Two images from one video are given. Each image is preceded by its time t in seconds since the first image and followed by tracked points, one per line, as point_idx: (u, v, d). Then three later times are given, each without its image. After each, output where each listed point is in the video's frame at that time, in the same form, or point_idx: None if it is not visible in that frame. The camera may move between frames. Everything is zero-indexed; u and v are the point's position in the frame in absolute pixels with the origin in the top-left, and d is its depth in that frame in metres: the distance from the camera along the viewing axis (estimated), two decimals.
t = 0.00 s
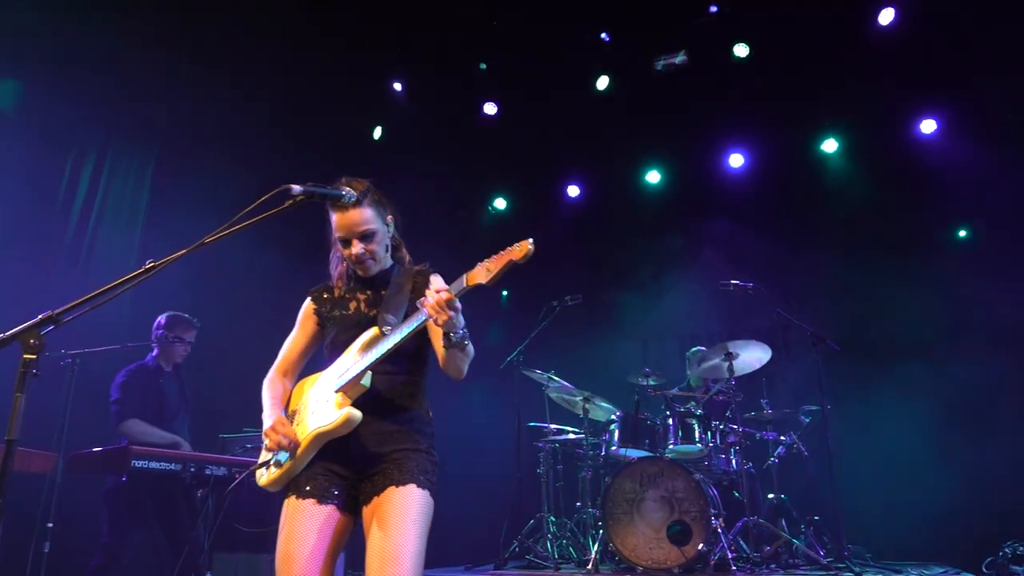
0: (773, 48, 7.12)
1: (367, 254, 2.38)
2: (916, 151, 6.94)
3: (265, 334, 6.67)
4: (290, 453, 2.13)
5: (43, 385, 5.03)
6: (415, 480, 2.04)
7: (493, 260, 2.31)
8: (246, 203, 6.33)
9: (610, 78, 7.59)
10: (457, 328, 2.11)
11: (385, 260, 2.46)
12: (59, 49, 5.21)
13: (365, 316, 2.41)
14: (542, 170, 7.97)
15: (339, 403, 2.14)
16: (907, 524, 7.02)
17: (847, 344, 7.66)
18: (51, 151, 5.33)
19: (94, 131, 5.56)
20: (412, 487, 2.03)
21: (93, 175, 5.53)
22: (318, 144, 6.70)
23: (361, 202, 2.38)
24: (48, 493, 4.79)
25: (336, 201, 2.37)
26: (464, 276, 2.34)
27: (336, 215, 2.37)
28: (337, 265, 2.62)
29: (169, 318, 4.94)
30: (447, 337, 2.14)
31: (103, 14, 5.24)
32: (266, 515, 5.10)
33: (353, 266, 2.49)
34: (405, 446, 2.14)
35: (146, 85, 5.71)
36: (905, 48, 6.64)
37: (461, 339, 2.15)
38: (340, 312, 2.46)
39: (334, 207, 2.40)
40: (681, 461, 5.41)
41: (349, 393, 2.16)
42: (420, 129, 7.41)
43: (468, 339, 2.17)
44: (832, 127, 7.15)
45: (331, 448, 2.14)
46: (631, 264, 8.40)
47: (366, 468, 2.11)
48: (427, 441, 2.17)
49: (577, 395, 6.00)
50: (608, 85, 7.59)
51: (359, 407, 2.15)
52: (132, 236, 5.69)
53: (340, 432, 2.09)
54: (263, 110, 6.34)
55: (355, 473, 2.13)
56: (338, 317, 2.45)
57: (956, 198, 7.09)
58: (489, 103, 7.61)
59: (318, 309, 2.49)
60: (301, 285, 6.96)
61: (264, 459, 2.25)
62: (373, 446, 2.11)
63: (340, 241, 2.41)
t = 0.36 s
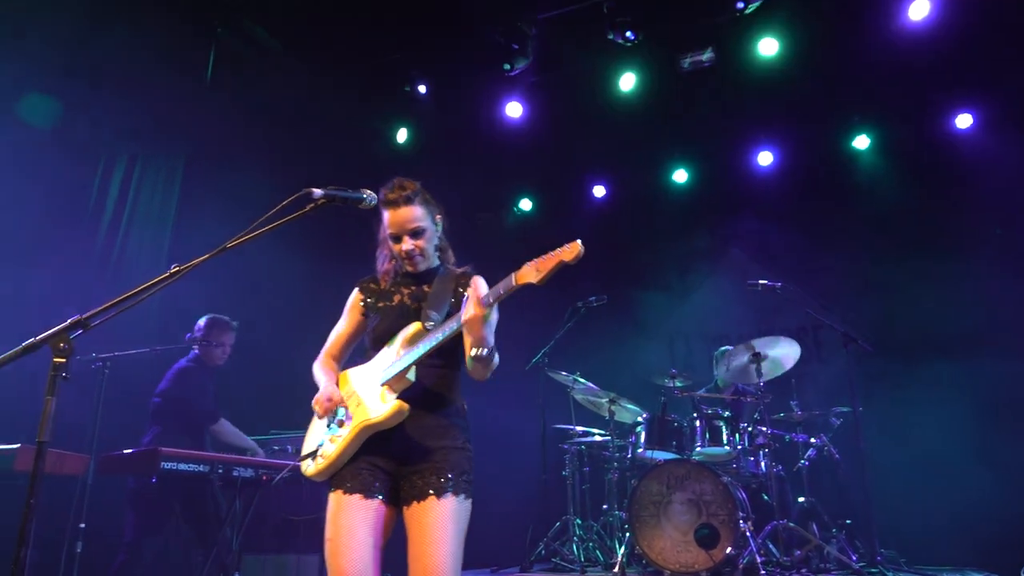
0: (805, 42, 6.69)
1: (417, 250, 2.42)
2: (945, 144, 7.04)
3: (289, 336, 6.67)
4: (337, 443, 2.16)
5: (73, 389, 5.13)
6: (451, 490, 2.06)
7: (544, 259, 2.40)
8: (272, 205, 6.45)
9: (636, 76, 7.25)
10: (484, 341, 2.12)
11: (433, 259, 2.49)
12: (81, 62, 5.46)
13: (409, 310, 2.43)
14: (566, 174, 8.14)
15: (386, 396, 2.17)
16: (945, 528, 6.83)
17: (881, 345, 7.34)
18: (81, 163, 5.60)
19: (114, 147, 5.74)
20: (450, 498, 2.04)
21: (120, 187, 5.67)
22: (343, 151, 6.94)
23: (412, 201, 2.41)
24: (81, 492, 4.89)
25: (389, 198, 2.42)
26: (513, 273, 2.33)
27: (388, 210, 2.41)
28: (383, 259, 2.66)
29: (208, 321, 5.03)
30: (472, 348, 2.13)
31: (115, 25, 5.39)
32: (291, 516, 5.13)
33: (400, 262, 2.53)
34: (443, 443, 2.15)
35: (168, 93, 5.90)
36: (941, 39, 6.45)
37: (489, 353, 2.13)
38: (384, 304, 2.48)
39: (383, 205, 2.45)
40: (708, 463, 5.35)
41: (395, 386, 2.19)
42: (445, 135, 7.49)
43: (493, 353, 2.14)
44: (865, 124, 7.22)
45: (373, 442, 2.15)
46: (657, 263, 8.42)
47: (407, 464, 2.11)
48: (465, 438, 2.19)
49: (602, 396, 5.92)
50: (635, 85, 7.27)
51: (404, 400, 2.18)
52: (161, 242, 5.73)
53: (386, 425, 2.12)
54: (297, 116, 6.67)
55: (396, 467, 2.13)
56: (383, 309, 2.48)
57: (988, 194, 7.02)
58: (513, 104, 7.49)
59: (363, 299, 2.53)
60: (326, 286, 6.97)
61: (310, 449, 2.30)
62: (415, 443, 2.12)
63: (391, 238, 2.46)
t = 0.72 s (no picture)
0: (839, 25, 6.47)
1: (477, 263, 2.34)
2: (990, 136, 6.41)
3: (308, 341, 6.58)
4: (386, 451, 2.10)
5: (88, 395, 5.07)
6: (498, 494, 2.00)
7: (589, 281, 2.33)
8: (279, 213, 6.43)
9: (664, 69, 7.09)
10: (484, 389, 2.00)
11: (491, 274, 2.41)
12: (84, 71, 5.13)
13: (460, 322, 2.34)
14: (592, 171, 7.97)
15: (434, 407, 2.09)
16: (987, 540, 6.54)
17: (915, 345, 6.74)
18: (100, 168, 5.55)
19: (134, 151, 5.70)
20: (496, 502, 1.99)
21: (138, 196, 5.72)
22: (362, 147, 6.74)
23: (480, 215, 2.33)
24: (99, 497, 4.85)
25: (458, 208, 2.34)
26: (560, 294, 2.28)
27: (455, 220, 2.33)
28: (442, 269, 2.58)
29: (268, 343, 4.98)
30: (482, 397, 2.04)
31: (117, 25, 4.94)
32: (307, 525, 5.01)
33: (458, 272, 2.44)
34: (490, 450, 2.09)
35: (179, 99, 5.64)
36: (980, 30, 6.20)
37: (495, 398, 2.04)
38: (436, 314, 2.38)
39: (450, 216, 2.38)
40: (737, 469, 5.17)
41: (443, 397, 2.11)
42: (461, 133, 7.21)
43: (506, 394, 2.06)
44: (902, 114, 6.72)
45: (421, 450, 2.08)
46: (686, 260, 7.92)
47: (455, 472, 2.06)
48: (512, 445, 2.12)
49: (628, 400, 5.76)
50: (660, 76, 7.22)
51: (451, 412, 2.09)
52: (179, 246, 5.92)
53: (437, 435, 2.04)
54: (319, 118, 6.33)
55: (444, 475, 2.08)
56: (437, 317, 2.37)
57: None
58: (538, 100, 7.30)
59: (416, 308, 2.43)
60: (346, 290, 6.87)
61: (360, 456, 2.24)
62: (462, 451, 2.06)
63: (453, 248, 2.38)
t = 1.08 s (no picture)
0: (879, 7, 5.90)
1: (505, 270, 2.31)
2: None
3: (323, 347, 6.38)
4: (421, 466, 2.09)
5: (94, 401, 4.89)
6: (526, 504, 1.98)
7: (614, 293, 2.29)
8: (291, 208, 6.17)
9: (691, 55, 6.51)
10: (517, 400, 1.96)
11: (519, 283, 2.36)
12: (93, 66, 5.10)
13: (487, 332, 2.31)
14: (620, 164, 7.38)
15: (467, 420, 2.06)
16: None
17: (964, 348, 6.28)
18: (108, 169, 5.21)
19: (142, 150, 5.37)
20: (523, 511, 1.97)
21: (146, 199, 5.36)
22: (377, 146, 6.59)
23: (513, 223, 2.30)
24: (104, 508, 4.68)
25: (491, 217, 2.32)
26: (589, 304, 2.23)
27: (488, 227, 2.31)
28: (471, 276, 2.55)
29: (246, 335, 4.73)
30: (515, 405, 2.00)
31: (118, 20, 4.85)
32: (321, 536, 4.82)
33: (486, 280, 2.40)
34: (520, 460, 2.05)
35: (187, 83, 5.59)
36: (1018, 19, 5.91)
37: (529, 407, 2.01)
38: (463, 323, 2.36)
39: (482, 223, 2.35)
40: (769, 478, 4.94)
41: (475, 410, 2.07)
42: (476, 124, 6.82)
43: (538, 402, 2.02)
44: (946, 102, 6.24)
45: (455, 463, 2.07)
46: (716, 258, 7.44)
47: (487, 483, 2.04)
48: (543, 454, 2.09)
49: (654, 405, 5.53)
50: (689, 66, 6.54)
51: (483, 424, 2.06)
52: (189, 252, 5.55)
53: (470, 449, 2.01)
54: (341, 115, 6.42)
55: (477, 486, 2.06)
56: (464, 327, 2.35)
57: None
58: (558, 90, 6.83)
59: (444, 315, 2.42)
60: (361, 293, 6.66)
61: (395, 469, 2.24)
62: (493, 463, 2.04)
63: (482, 253, 2.35)
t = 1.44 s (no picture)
0: None
1: (515, 277, 2.41)
2: None
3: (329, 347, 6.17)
4: (453, 485, 2.22)
5: (89, 401, 4.70)
6: (549, 515, 2.06)
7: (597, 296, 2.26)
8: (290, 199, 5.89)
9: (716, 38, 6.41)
10: (533, 405, 1.98)
11: (529, 289, 2.45)
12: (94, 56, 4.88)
13: (502, 345, 2.39)
14: (637, 152, 7.07)
15: (486, 435, 2.17)
16: None
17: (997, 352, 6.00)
18: (104, 159, 5.07)
19: (138, 141, 5.21)
20: (544, 519, 2.06)
21: (144, 189, 5.22)
22: (388, 130, 6.38)
23: (515, 229, 2.42)
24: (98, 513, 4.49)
25: (491, 227, 2.42)
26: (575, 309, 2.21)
27: (490, 238, 2.42)
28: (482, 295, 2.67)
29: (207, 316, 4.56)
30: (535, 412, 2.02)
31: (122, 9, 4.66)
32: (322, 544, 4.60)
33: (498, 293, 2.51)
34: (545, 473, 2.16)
35: (187, 84, 5.29)
36: None
37: (551, 410, 2.01)
38: (479, 339, 2.47)
39: (486, 236, 2.45)
40: (793, 488, 4.72)
41: (494, 425, 2.19)
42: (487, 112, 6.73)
43: (560, 403, 2.03)
44: (992, 90, 5.73)
45: (484, 481, 2.20)
46: (739, 254, 6.99)
47: (514, 498, 2.14)
48: (566, 466, 2.18)
49: (673, 410, 5.31)
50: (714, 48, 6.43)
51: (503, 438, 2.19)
52: (187, 246, 5.42)
53: (491, 465, 2.11)
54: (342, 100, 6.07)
55: (506, 501, 2.17)
56: (482, 343, 2.45)
57: None
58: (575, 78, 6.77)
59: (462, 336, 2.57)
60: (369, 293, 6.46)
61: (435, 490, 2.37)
62: (517, 477, 2.16)
63: (489, 265, 2.45)
